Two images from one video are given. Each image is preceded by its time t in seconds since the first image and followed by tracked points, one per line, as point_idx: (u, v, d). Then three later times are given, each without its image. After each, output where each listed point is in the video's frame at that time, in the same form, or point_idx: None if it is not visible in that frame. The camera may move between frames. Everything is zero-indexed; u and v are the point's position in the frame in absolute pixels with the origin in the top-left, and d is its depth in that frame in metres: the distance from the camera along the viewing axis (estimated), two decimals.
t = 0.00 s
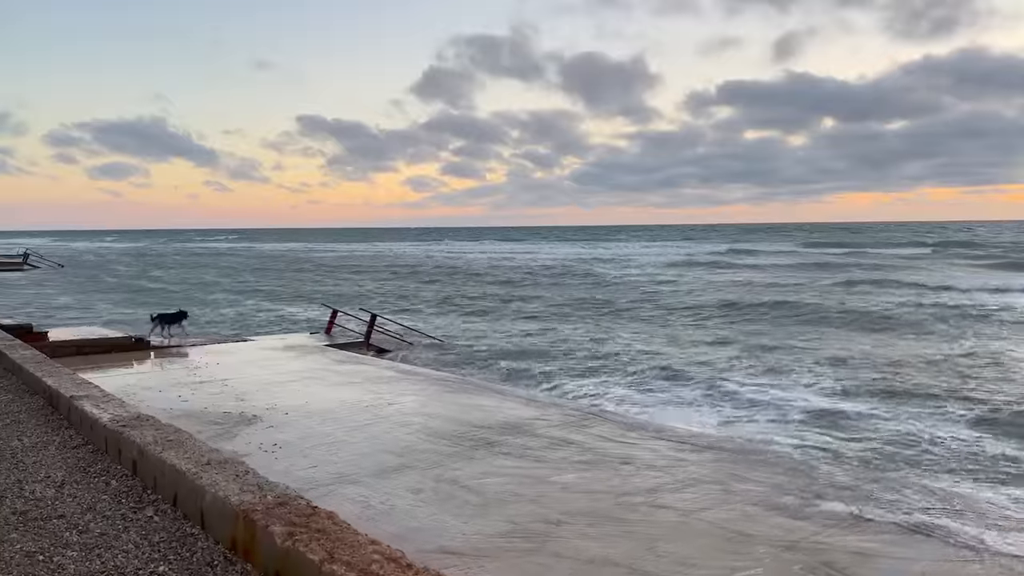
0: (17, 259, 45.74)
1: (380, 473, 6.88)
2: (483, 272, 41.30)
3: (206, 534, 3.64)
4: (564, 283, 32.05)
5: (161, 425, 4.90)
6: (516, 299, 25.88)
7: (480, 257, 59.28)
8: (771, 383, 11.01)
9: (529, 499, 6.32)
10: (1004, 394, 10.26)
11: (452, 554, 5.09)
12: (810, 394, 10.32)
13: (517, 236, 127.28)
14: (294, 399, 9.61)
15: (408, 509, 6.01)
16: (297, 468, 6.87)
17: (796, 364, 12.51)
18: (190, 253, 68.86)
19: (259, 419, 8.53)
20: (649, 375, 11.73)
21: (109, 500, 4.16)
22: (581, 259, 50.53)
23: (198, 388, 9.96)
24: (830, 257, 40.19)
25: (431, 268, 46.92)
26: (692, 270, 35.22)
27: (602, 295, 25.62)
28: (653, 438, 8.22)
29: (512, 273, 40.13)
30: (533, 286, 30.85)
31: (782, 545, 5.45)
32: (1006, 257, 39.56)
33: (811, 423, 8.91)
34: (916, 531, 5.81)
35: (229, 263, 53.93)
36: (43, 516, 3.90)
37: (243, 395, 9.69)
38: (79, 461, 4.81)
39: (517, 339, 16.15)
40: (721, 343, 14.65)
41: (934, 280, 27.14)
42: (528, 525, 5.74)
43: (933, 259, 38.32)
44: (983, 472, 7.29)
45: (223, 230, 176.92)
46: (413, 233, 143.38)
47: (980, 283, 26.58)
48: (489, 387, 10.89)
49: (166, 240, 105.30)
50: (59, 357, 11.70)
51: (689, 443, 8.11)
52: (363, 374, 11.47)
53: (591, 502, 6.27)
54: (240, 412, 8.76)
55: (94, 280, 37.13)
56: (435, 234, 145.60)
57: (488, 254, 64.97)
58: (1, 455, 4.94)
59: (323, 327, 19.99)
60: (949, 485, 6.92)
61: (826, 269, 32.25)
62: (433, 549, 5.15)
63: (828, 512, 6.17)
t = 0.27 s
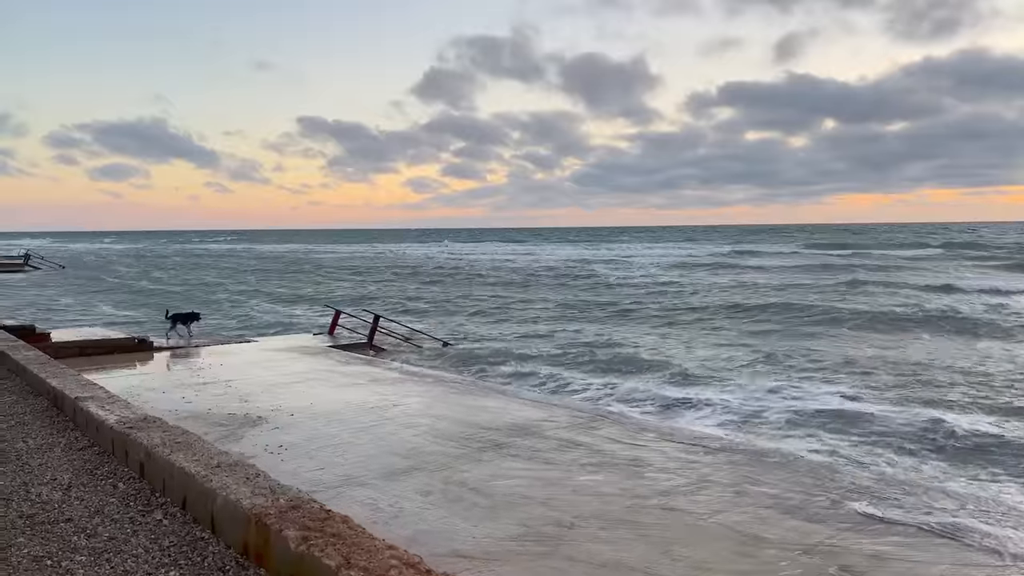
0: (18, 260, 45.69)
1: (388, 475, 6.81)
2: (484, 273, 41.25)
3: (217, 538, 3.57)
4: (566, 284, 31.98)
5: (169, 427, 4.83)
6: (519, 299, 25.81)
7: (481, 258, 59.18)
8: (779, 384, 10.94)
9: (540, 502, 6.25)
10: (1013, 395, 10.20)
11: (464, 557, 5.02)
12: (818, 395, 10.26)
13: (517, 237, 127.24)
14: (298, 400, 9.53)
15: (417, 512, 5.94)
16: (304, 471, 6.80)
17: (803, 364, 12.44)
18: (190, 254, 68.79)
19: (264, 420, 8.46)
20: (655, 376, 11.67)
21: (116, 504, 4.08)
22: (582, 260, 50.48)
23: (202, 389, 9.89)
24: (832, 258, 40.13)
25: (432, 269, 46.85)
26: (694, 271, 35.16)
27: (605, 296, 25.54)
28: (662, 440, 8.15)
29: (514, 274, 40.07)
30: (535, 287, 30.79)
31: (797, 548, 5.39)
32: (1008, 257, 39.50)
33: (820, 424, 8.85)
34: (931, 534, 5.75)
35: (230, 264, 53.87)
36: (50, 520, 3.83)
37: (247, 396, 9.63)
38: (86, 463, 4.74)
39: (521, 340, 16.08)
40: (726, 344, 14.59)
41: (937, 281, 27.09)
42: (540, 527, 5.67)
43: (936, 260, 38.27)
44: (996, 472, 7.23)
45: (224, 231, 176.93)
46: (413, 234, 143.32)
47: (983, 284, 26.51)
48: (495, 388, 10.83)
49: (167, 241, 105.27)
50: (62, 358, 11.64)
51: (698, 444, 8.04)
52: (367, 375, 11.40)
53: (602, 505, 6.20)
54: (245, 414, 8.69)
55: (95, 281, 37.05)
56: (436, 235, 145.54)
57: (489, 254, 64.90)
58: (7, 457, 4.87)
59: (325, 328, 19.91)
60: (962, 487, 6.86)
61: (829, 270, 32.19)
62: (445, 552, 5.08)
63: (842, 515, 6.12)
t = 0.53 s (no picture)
0: (20, 262, 45.68)
1: (402, 479, 6.74)
2: (488, 275, 41.18)
3: (240, 545, 3.51)
4: (570, 285, 31.91)
5: (186, 431, 4.76)
6: (523, 301, 25.71)
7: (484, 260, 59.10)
8: (790, 387, 10.87)
9: (556, 506, 6.19)
10: None
11: (484, 563, 4.97)
12: (831, 397, 10.18)
13: (518, 239, 127.23)
14: (308, 403, 9.46)
15: (434, 517, 5.88)
16: (317, 474, 6.73)
17: (813, 367, 12.36)
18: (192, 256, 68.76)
19: (274, 423, 8.39)
20: (664, 378, 11.59)
21: (135, 509, 4.02)
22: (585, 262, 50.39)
23: (211, 391, 9.83)
24: (837, 260, 40.04)
25: (434, 271, 46.78)
26: (697, 273, 35.09)
27: (609, 298, 25.45)
28: (676, 443, 8.09)
29: (517, 275, 39.99)
30: (539, 289, 30.74)
31: (820, 554, 5.34)
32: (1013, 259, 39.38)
33: (835, 427, 8.77)
34: (953, 540, 5.70)
35: (233, 266, 53.74)
36: (68, 526, 3.76)
37: (257, 399, 9.56)
38: (102, 468, 4.68)
39: (527, 342, 16.01)
40: (734, 345, 14.52)
41: (943, 283, 26.99)
42: (559, 532, 5.61)
43: (941, 262, 38.18)
44: (1015, 476, 7.16)
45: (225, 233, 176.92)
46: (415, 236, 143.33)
47: (988, 286, 26.41)
48: (505, 390, 10.76)
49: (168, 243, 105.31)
50: (69, 360, 11.58)
51: (713, 448, 7.98)
52: (375, 377, 11.32)
53: (620, 510, 6.15)
54: (255, 416, 8.62)
55: (97, 283, 37.01)
56: (437, 237, 145.52)
57: (491, 256, 64.85)
58: (21, 461, 4.81)
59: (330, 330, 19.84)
60: (981, 490, 6.81)
61: (834, 272, 32.10)
62: (464, 558, 5.02)
63: (862, 521, 6.06)
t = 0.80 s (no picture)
0: (22, 265, 45.65)
1: (414, 485, 6.68)
2: (491, 278, 41.13)
3: (261, 554, 3.46)
4: (573, 288, 31.85)
5: (200, 437, 4.71)
6: (527, 305, 25.64)
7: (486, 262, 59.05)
8: (800, 391, 10.80)
9: (571, 513, 6.14)
10: None
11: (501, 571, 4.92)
12: (841, 402, 10.12)
13: (519, 241, 127.24)
14: (316, 407, 9.41)
15: (448, 523, 5.82)
16: (329, 480, 6.67)
17: (822, 371, 12.29)
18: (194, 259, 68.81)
19: (283, 428, 8.33)
20: (672, 382, 11.53)
21: (152, 518, 3.96)
22: (587, 265, 50.34)
23: (219, 396, 9.78)
24: (840, 263, 39.96)
25: (436, 273, 46.74)
26: (701, 276, 35.02)
27: (614, 301, 25.39)
28: (688, 449, 8.03)
29: (520, 278, 39.95)
30: (542, 292, 30.70)
31: (840, 563, 5.29)
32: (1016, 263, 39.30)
33: (847, 433, 8.70)
34: (973, 547, 5.65)
35: (234, 269, 53.64)
36: (85, 535, 3.71)
37: (265, 403, 9.50)
38: (116, 475, 4.62)
39: (533, 345, 15.95)
40: (741, 350, 14.45)
41: (948, 286, 26.92)
42: (575, 540, 5.54)
43: (944, 265, 38.12)
44: None
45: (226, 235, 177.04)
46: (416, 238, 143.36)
47: (994, 289, 26.34)
48: (513, 394, 10.70)
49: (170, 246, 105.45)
50: (75, 364, 11.52)
51: (726, 453, 7.92)
52: (383, 381, 11.27)
53: (636, 517, 6.09)
54: (264, 421, 8.56)
55: (100, 285, 36.98)
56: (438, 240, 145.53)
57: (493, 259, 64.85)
58: (34, 467, 4.75)
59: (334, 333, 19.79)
60: (998, 496, 6.76)
61: (837, 275, 32.03)
62: (481, 566, 4.97)
63: (880, 528, 6.01)
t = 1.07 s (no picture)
0: (24, 267, 45.70)
1: (424, 488, 6.62)
2: (494, 280, 41.08)
3: (276, 561, 3.41)
4: (577, 291, 31.79)
5: (212, 441, 4.65)
6: (531, 307, 25.59)
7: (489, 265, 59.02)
8: (809, 394, 10.72)
9: (583, 517, 6.08)
10: None
11: None
12: (851, 406, 10.05)
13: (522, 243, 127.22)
14: (323, 410, 9.35)
15: (459, 528, 5.76)
16: (338, 484, 6.61)
17: (831, 374, 12.21)
18: (197, 261, 68.87)
19: (291, 431, 8.27)
20: (679, 385, 11.47)
21: (164, 523, 3.91)
22: (590, 267, 50.27)
23: (225, 398, 9.73)
24: (845, 266, 39.86)
25: (439, 276, 46.69)
26: (705, 279, 34.95)
27: (618, 304, 25.32)
28: (699, 452, 7.96)
29: (523, 281, 39.91)
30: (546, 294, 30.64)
31: (857, 568, 5.24)
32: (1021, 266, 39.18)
33: (859, 436, 8.63)
34: (991, 553, 5.59)
35: (237, 271, 53.64)
36: (98, 541, 3.65)
37: (271, 406, 9.45)
38: (126, 479, 4.57)
39: (539, 348, 15.88)
40: (749, 352, 14.38)
41: (953, 289, 26.82)
42: (588, 544, 5.48)
43: (949, 268, 38.02)
44: None
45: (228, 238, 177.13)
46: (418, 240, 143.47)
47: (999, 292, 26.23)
48: (520, 397, 10.63)
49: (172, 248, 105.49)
50: (80, 366, 11.49)
51: (737, 457, 7.85)
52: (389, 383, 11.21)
53: (649, 521, 6.03)
54: (271, 424, 8.51)
55: (102, 288, 37.02)
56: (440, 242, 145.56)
57: (496, 261, 64.82)
58: (44, 471, 4.70)
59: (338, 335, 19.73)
60: (1014, 501, 6.69)
61: (842, 278, 31.95)
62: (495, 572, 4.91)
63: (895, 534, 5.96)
